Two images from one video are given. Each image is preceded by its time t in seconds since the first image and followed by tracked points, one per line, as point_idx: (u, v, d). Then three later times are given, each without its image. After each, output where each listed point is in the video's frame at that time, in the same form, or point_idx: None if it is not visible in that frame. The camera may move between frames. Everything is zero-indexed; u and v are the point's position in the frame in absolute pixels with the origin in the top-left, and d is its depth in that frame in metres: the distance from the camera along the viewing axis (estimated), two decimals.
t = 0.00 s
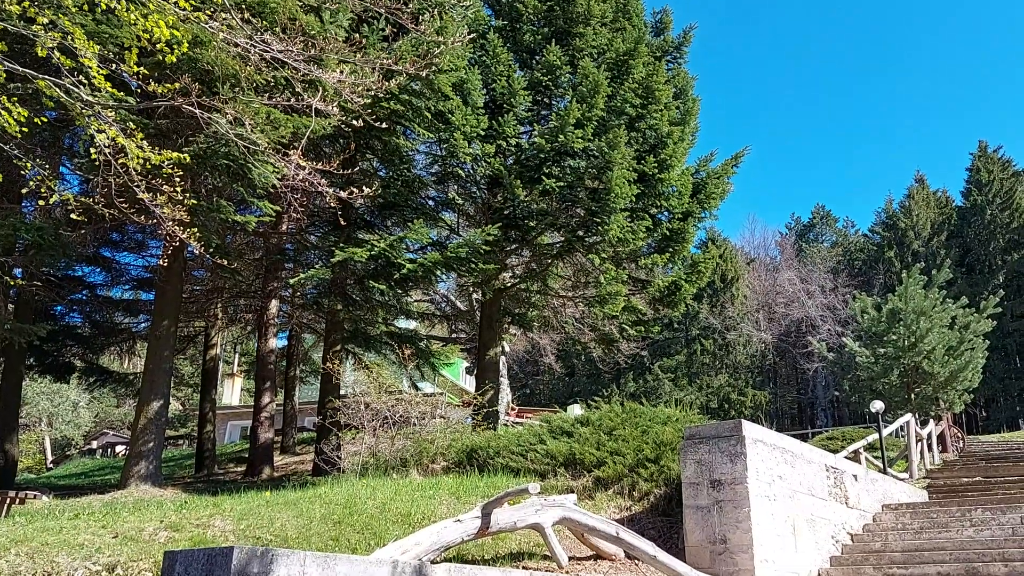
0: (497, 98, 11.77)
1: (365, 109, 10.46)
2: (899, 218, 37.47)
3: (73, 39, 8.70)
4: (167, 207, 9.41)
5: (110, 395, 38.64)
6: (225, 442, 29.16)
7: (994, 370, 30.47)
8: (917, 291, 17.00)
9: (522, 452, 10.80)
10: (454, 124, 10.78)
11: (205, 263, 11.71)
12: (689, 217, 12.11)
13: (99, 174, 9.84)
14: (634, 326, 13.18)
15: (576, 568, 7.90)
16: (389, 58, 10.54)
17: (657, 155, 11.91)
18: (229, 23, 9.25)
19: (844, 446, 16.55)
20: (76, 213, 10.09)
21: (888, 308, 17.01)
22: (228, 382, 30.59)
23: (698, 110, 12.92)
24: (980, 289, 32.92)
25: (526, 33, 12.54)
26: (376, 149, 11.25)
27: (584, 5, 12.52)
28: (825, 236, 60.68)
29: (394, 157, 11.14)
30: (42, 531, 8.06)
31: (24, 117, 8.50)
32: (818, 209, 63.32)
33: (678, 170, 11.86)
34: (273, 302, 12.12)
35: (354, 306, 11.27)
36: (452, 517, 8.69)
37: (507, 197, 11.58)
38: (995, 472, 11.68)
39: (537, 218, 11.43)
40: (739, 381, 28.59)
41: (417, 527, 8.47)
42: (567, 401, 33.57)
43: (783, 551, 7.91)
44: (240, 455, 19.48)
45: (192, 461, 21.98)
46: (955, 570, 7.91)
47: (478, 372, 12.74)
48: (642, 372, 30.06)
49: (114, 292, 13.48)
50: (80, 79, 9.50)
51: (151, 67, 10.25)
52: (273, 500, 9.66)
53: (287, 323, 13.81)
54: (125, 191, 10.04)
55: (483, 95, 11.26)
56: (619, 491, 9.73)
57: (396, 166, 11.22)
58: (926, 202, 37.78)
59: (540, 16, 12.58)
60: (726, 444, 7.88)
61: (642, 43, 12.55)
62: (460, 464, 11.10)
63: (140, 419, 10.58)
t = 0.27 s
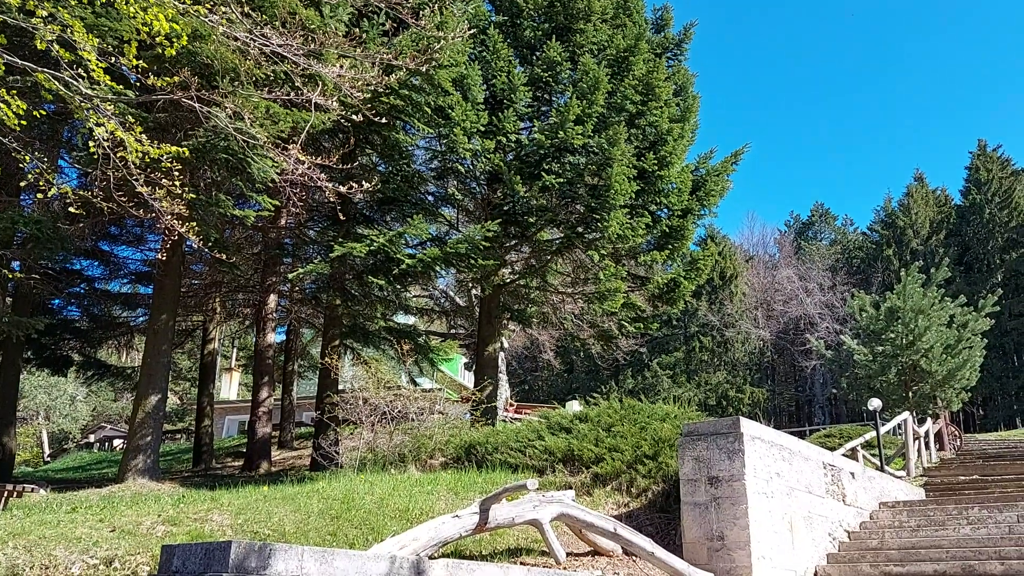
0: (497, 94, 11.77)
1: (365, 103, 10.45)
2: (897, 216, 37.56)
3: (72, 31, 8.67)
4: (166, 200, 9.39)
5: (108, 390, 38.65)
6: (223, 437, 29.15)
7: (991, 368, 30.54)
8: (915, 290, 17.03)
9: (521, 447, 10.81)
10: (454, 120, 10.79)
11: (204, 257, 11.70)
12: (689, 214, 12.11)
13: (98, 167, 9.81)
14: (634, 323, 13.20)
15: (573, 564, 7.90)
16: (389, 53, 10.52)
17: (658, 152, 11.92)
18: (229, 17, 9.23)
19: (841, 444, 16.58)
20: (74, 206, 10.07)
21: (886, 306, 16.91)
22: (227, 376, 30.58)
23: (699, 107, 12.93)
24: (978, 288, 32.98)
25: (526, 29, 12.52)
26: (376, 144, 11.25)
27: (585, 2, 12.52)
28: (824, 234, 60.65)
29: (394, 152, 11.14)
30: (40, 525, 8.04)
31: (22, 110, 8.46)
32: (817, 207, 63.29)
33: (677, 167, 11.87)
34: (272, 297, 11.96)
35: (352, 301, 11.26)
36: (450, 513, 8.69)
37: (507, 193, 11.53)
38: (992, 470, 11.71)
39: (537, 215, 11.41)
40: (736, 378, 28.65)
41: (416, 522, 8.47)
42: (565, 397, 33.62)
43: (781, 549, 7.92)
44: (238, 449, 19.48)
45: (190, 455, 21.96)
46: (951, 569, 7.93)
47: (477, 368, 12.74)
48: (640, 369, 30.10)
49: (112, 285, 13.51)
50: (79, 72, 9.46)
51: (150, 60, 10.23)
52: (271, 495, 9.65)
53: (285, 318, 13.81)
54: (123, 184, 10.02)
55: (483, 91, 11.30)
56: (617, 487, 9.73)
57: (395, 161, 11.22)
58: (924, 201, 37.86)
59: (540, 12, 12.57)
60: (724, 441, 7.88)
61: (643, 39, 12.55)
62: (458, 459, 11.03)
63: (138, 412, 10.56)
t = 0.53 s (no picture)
0: (496, 92, 11.78)
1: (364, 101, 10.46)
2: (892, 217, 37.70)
3: (70, 26, 8.64)
4: (163, 197, 9.37)
5: (104, 385, 38.62)
6: (219, 434, 29.13)
7: (987, 369, 30.65)
8: (912, 290, 17.07)
9: (518, 446, 10.82)
10: (453, 117, 10.81)
11: (201, 254, 11.69)
12: (687, 214, 12.15)
13: (95, 163, 9.78)
14: (631, 322, 13.24)
15: (570, 562, 7.89)
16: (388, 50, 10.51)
17: (655, 151, 11.97)
18: (228, 14, 9.22)
19: (837, 443, 16.63)
20: (71, 202, 10.04)
21: (884, 306, 17.07)
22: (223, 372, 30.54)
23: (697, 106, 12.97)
24: (974, 289, 33.07)
25: (525, 28, 12.53)
26: (374, 141, 11.26)
27: (584, 1, 12.54)
28: (821, 234, 60.72)
29: (392, 149, 11.15)
30: (36, 521, 8.02)
31: (19, 105, 8.43)
32: (813, 207, 63.35)
33: (676, 166, 11.90)
34: (268, 293, 12.16)
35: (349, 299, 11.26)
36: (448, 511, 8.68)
37: (505, 191, 11.60)
38: (987, 470, 11.75)
39: (535, 213, 11.41)
40: (732, 378, 28.72)
41: (412, 520, 8.46)
42: (561, 395, 33.67)
43: (777, 548, 7.93)
44: (234, 446, 19.48)
45: (186, 451, 21.96)
46: (947, 569, 7.95)
47: (474, 366, 12.75)
48: (636, 367, 30.19)
49: (108, 282, 13.48)
50: (76, 67, 9.43)
51: (148, 56, 10.22)
52: (267, 493, 9.64)
53: (282, 315, 13.81)
54: (121, 180, 10.00)
55: (482, 89, 11.33)
56: (614, 485, 9.73)
57: (394, 158, 11.22)
58: (920, 202, 37.98)
59: (539, 10, 12.59)
60: (720, 440, 7.90)
61: (642, 38, 12.57)
62: (455, 458, 11.11)
63: (134, 409, 10.54)
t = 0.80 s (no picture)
0: (488, 90, 11.79)
1: (355, 98, 10.44)
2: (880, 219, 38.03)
3: (59, 20, 8.57)
4: (152, 192, 9.32)
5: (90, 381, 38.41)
6: (207, 430, 29.03)
7: (973, 371, 30.95)
8: (899, 291, 17.19)
9: (508, 445, 10.81)
10: (445, 115, 10.84)
11: (190, 250, 11.63)
12: (678, 214, 12.21)
13: (83, 157, 9.71)
14: (621, 321, 13.30)
15: (559, 561, 7.89)
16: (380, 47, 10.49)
17: (647, 151, 12.02)
18: (219, 9, 9.18)
19: (824, 444, 16.73)
20: (59, 197, 9.97)
21: (871, 308, 17.21)
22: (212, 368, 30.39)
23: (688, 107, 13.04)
24: (961, 291, 33.36)
25: (517, 26, 12.55)
26: (365, 138, 11.25)
27: None
28: (810, 235, 61.06)
29: (383, 147, 11.15)
30: (22, 518, 7.95)
31: (7, 98, 8.36)
32: (803, 209, 63.66)
33: (666, 166, 11.96)
34: (257, 290, 12.17)
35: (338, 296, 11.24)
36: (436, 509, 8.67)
37: (496, 190, 11.66)
38: (974, 472, 11.83)
39: (526, 211, 11.44)
40: (721, 378, 28.89)
41: (402, 518, 8.44)
42: (550, 395, 33.73)
43: (765, 548, 7.96)
44: (222, 443, 19.39)
45: (174, 448, 21.87)
46: (934, 569, 7.99)
47: (464, 364, 12.74)
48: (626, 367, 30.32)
49: (96, 277, 13.41)
50: (66, 61, 9.36)
51: (138, 51, 10.17)
52: (256, 490, 9.60)
53: (271, 311, 13.78)
54: (110, 175, 9.94)
55: (474, 87, 11.32)
56: (603, 485, 9.74)
57: (385, 156, 11.22)
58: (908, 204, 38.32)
59: (532, 9, 12.61)
60: (710, 440, 7.92)
61: (634, 38, 12.62)
62: (445, 456, 11.10)
63: (121, 405, 10.49)
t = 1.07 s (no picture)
0: (465, 89, 11.80)
1: (331, 94, 10.39)
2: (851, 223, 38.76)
3: (29, 10, 8.41)
4: (124, 187, 9.19)
5: (56, 376, 37.79)
6: (175, 428, 28.72)
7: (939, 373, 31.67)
8: (869, 295, 17.46)
9: (482, 445, 10.78)
10: (421, 113, 10.84)
11: (163, 246, 11.50)
12: (653, 215, 12.32)
13: (53, 150, 9.54)
14: (596, 322, 13.39)
15: (532, 561, 7.88)
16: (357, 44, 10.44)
17: (623, 153, 12.11)
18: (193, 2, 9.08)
19: (795, 444, 16.93)
20: (28, 190, 9.79)
21: (842, 310, 17.43)
22: (183, 366, 30.13)
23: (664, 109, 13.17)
24: (927, 295, 34.10)
25: (495, 25, 12.59)
26: (340, 135, 11.20)
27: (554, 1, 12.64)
28: (780, 236, 61.68)
29: (358, 144, 11.12)
30: None
31: None
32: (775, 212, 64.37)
33: (642, 168, 12.06)
34: (229, 287, 12.14)
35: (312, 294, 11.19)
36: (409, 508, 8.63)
37: (472, 189, 11.66)
38: (941, 473, 12.03)
39: (502, 211, 11.48)
40: (694, 378, 29.22)
41: (374, 518, 8.39)
42: (524, 394, 33.81)
43: (736, 548, 8.02)
44: (192, 441, 19.16)
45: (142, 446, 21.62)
46: (901, 569, 8.10)
47: (439, 363, 12.73)
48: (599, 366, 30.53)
49: (65, 272, 13.26)
50: (36, 53, 9.19)
51: (111, 44, 10.04)
52: (227, 489, 9.49)
53: (243, 308, 13.70)
54: (80, 168, 9.79)
55: (451, 85, 11.30)
56: (577, 484, 9.76)
57: (360, 153, 11.19)
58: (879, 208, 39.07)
59: (509, 8, 12.66)
60: (683, 440, 7.97)
61: (610, 40, 12.71)
62: (418, 455, 11.06)
63: (90, 403, 10.34)
